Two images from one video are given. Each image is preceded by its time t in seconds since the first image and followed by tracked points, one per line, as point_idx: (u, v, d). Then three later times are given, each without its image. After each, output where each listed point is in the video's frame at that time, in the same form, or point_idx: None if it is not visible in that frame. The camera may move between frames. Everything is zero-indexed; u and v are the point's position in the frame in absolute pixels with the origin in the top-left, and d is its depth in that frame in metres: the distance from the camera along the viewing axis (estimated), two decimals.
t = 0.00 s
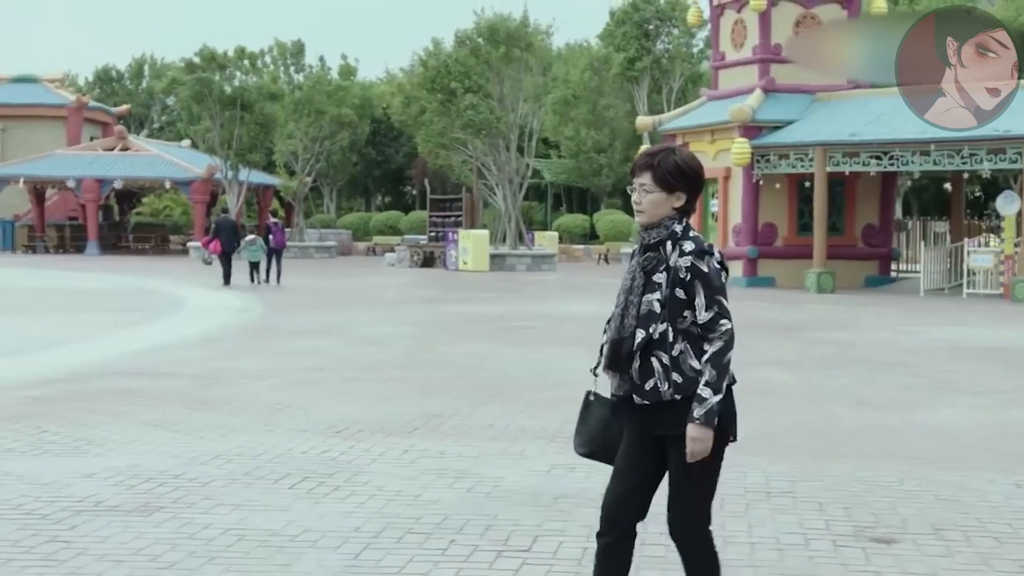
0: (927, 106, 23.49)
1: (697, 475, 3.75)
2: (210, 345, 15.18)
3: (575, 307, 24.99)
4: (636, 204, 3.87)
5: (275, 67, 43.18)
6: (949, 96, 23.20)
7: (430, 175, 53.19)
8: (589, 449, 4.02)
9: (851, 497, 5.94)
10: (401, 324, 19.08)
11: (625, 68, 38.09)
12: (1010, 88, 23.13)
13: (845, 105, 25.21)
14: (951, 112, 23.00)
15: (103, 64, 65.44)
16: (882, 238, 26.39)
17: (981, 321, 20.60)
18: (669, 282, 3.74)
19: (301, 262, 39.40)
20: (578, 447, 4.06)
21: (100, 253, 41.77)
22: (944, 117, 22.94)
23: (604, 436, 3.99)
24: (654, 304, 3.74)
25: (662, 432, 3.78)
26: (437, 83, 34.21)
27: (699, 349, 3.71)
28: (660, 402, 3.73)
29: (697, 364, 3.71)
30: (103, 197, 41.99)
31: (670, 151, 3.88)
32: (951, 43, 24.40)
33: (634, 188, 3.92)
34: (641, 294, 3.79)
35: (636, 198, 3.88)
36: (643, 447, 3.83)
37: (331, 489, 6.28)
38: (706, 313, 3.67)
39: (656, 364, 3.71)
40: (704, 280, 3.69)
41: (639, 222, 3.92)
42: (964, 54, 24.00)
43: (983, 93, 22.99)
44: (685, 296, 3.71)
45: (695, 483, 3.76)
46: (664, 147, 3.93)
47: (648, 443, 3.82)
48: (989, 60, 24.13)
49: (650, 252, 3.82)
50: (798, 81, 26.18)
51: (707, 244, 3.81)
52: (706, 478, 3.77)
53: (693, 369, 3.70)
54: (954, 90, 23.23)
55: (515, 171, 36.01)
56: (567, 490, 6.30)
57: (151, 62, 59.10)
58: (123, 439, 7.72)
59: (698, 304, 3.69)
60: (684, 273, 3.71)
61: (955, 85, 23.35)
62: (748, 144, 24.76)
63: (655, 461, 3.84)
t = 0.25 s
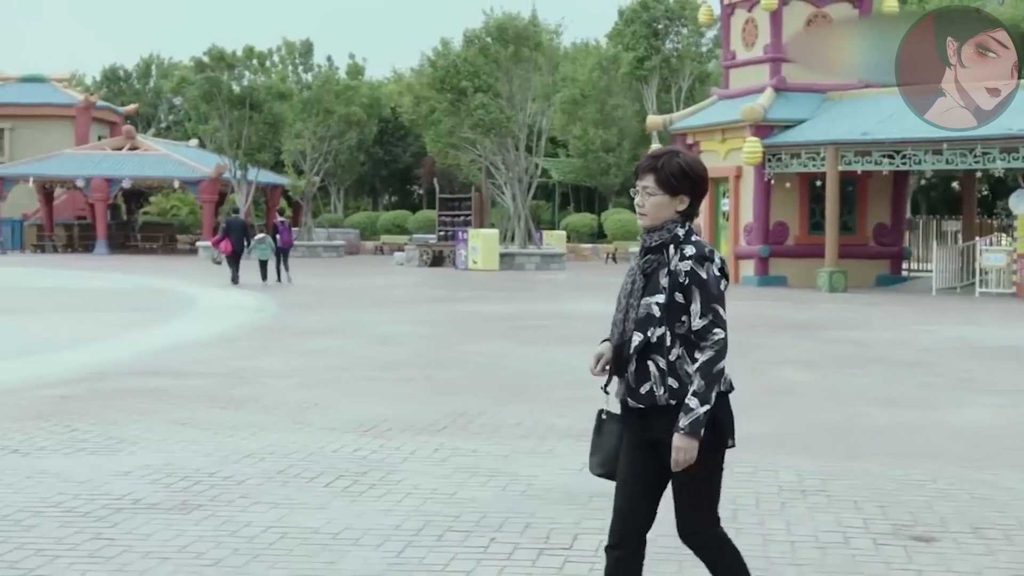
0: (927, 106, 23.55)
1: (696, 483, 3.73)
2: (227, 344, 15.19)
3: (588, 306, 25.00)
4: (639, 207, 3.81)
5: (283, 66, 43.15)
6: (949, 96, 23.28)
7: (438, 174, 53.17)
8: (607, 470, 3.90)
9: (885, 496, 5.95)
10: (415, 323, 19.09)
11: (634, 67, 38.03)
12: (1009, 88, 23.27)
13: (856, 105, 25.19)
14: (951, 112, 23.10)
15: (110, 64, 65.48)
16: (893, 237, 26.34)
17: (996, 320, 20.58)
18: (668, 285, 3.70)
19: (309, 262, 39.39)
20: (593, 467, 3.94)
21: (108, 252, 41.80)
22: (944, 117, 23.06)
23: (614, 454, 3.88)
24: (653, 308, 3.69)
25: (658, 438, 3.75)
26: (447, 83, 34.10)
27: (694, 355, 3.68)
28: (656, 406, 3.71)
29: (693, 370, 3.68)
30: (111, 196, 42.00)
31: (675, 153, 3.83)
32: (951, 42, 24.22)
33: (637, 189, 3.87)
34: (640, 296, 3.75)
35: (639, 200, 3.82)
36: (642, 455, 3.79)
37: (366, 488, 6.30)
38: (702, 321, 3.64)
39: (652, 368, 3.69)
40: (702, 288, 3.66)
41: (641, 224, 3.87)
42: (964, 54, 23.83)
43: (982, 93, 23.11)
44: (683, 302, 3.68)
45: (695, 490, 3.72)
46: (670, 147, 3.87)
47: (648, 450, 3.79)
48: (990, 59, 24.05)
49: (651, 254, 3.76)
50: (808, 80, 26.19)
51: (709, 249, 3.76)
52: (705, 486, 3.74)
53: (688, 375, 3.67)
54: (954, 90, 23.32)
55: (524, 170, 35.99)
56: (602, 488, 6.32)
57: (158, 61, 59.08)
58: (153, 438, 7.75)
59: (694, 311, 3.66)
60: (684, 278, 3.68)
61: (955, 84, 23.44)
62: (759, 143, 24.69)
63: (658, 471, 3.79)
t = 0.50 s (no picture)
0: (927, 106, 23.56)
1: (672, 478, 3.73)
2: (243, 342, 15.22)
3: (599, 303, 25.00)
4: (635, 200, 3.85)
5: (287, 64, 43.11)
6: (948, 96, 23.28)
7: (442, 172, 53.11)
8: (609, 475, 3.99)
9: (918, 493, 5.96)
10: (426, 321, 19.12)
11: (639, 65, 37.96)
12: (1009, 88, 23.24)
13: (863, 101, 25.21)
14: (951, 112, 23.08)
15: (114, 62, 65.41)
16: (901, 233, 26.33)
17: (1008, 317, 20.56)
18: (663, 277, 3.74)
19: (314, 259, 39.38)
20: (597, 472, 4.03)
21: (113, 250, 41.73)
22: (944, 118, 23.02)
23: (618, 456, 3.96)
24: (646, 299, 3.74)
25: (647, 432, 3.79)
26: (452, 80, 34.04)
27: (690, 347, 3.71)
28: (647, 397, 3.75)
29: (686, 363, 3.72)
30: (116, 194, 41.93)
31: (671, 144, 3.86)
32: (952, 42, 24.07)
33: (633, 183, 3.91)
34: (634, 288, 3.79)
35: (635, 193, 3.86)
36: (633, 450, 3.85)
37: (399, 484, 6.32)
38: (701, 314, 3.68)
39: (645, 360, 3.73)
40: (700, 280, 3.70)
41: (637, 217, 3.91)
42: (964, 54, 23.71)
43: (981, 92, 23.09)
44: (679, 294, 3.72)
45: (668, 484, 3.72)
46: (666, 139, 3.90)
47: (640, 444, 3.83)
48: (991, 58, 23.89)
49: (647, 246, 3.81)
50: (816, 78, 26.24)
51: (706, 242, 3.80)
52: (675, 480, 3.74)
53: (683, 367, 3.70)
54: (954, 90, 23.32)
55: (529, 168, 35.92)
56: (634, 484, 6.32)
57: (162, 59, 59.08)
58: (181, 435, 7.79)
59: (691, 305, 3.69)
60: (680, 271, 3.71)
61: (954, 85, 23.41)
62: (768, 140, 24.65)
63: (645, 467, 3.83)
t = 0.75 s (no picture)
0: (927, 106, 23.51)
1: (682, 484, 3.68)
2: (259, 341, 15.25)
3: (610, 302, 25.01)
4: (637, 205, 3.79)
5: (293, 64, 43.09)
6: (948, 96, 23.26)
7: (447, 172, 53.04)
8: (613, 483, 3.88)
9: (952, 491, 5.99)
10: (439, 321, 19.14)
11: (645, 64, 37.91)
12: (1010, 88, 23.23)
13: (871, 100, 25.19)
14: (951, 112, 23.02)
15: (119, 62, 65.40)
16: (911, 232, 26.29)
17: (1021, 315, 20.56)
18: (667, 285, 3.69)
19: (319, 258, 39.38)
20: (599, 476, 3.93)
21: (120, 250, 41.71)
22: (944, 117, 22.93)
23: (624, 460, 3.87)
24: (652, 307, 3.68)
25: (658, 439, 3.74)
26: (459, 79, 33.97)
27: (699, 354, 3.68)
28: (657, 406, 3.69)
29: (696, 370, 3.68)
30: (122, 194, 41.91)
31: (671, 149, 3.81)
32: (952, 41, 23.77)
33: (635, 187, 3.85)
34: (639, 296, 3.74)
35: (638, 197, 3.81)
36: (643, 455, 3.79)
37: (432, 483, 6.36)
38: (710, 320, 3.63)
39: (654, 369, 3.68)
40: (705, 285, 3.64)
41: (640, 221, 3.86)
42: (965, 53, 23.58)
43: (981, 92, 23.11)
44: (684, 300, 3.66)
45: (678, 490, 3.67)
46: (665, 143, 3.86)
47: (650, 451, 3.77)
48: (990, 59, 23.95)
49: (650, 253, 3.76)
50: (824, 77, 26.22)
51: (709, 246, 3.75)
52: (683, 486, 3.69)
53: (694, 374, 3.67)
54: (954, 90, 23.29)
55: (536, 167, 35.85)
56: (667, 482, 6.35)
57: (167, 59, 59.09)
58: (210, 434, 7.81)
59: (699, 311, 3.65)
60: (684, 277, 3.66)
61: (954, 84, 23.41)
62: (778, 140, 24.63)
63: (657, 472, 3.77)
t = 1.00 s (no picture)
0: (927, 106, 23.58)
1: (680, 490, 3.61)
2: (281, 342, 15.26)
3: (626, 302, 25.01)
4: (643, 204, 3.75)
5: (303, 64, 43.07)
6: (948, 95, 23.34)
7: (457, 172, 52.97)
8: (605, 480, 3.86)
9: (992, 490, 6.00)
10: (457, 321, 19.15)
11: (655, 64, 37.83)
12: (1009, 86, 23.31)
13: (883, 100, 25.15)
14: (951, 112, 23.11)
15: (127, 64, 65.43)
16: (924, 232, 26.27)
17: None
18: (669, 287, 3.63)
19: (330, 258, 39.36)
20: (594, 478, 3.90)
21: (130, 251, 41.69)
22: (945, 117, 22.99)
23: (614, 465, 3.82)
24: (653, 309, 3.62)
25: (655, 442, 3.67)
26: (470, 80, 33.88)
27: (699, 359, 3.60)
28: (654, 410, 3.63)
29: (695, 376, 3.61)
30: (131, 196, 41.90)
31: (679, 148, 3.75)
32: (952, 41, 23.72)
33: (640, 186, 3.81)
34: (641, 297, 3.68)
35: (643, 196, 3.76)
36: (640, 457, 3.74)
37: (473, 482, 6.39)
38: (711, 324, 3.57)
39: (652, 371, 3.62)
40: (709, 289, 3.58)
41: (645, 221, 3.81)
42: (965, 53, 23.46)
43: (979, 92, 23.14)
44: (686, 304, 3.60)
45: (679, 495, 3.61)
46: (674, 143, 3.81)
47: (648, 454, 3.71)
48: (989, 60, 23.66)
49: (653, 253, 3.69)
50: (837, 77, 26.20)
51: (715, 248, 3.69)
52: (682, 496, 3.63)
53: (692, 380, 3.60)
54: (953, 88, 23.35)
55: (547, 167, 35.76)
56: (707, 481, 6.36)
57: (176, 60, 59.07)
58: (246, 434, 7.84)
59: (702, 315, 3.58)
60: (688, 279, 3.60)
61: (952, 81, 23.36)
62: (791, 139, 24.59)
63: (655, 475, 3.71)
